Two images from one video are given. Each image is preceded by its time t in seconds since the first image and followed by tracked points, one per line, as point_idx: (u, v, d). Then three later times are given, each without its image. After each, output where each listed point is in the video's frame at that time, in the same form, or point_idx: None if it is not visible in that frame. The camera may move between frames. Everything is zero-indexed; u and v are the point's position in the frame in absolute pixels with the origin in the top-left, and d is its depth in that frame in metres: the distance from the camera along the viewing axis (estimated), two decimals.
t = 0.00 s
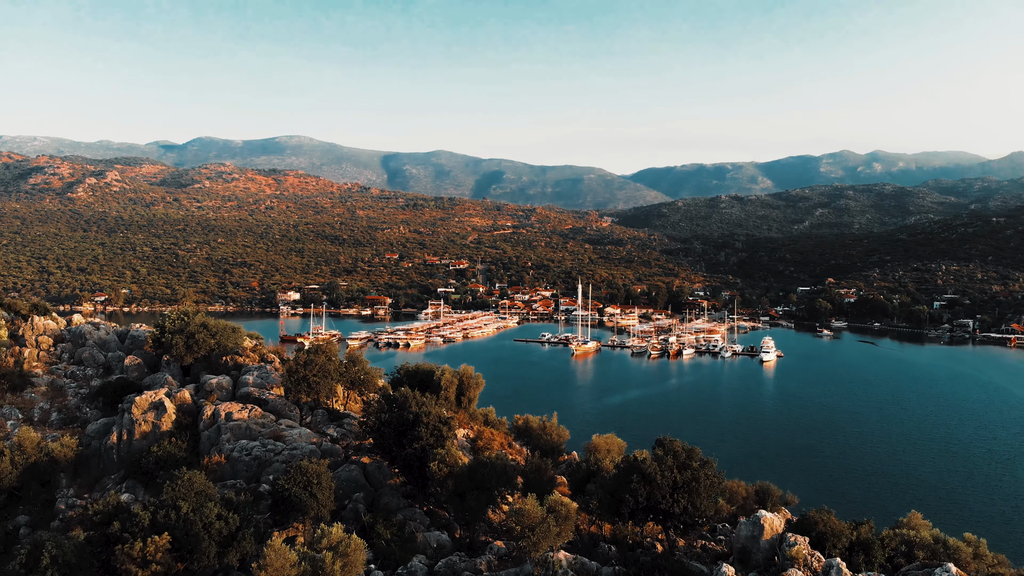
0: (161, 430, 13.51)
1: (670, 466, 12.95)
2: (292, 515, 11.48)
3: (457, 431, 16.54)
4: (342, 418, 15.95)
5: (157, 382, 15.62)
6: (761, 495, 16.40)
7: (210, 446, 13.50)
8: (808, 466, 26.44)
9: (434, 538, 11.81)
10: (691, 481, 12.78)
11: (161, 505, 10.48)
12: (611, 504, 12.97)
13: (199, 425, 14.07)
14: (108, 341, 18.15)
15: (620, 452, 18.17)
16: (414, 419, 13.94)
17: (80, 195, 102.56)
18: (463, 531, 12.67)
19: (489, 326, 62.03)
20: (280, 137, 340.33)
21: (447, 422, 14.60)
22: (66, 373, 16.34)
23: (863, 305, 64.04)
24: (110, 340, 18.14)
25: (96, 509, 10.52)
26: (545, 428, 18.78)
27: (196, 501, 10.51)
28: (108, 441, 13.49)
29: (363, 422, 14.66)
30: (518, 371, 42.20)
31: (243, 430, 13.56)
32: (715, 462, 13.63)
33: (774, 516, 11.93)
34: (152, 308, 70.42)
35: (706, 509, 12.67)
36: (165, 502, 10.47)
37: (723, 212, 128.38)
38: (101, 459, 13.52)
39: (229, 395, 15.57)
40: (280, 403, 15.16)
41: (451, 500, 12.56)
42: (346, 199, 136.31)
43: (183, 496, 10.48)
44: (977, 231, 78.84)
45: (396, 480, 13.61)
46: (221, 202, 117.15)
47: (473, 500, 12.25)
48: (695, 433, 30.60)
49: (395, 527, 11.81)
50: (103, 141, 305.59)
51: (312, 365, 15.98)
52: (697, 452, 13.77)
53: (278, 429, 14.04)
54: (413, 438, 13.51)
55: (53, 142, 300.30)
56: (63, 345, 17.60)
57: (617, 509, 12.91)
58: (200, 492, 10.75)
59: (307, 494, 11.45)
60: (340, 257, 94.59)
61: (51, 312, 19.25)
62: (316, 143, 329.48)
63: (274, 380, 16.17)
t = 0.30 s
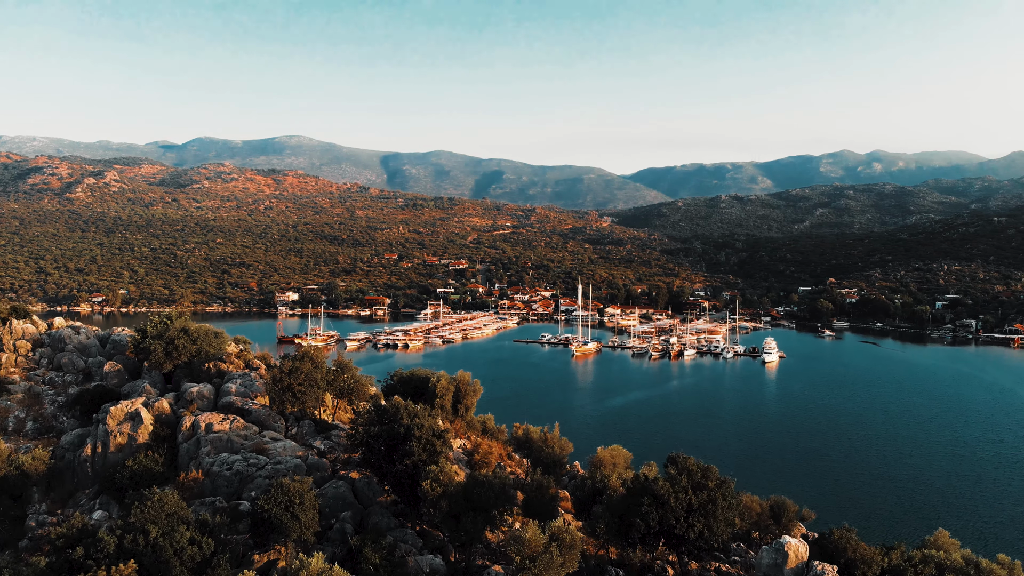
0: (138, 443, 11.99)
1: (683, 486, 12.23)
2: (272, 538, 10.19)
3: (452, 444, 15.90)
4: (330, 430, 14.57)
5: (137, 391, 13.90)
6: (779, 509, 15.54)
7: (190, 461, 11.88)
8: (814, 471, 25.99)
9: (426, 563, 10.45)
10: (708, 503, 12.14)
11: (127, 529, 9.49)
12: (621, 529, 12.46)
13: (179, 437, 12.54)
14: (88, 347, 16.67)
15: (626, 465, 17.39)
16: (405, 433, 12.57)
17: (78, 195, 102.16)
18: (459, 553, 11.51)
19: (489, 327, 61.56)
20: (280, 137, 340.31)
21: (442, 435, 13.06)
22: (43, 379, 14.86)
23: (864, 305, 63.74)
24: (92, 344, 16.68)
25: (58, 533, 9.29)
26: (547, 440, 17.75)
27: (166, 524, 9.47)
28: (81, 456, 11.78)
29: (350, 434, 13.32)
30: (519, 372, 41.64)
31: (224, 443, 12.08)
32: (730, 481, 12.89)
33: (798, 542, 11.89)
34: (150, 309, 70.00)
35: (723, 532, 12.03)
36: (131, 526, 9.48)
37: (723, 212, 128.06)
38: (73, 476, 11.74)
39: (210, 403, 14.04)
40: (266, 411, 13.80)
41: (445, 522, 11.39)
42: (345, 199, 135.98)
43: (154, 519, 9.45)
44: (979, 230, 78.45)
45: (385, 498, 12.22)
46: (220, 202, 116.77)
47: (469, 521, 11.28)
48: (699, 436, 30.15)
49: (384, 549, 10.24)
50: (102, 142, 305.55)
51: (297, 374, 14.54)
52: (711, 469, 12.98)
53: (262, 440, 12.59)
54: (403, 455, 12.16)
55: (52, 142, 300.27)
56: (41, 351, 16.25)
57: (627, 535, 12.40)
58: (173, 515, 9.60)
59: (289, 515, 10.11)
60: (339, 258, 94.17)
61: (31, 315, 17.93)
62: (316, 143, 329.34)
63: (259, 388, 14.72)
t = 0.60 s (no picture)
0: (115, 455, 11.48)
1: (700, 509, 11.58)
2: (252, 562, 9.56)
3: (449, 455, 15.31)
4: (319, 442, 13.81)
5: (115, 401, 13.41)
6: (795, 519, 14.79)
7: (168, 475, 11.33)
8: (818, 474, 25.67)
9: None
10: (726, 526, 11.47)
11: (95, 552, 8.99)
12: (631, 555, 11.62)
13: (157, 449, 11.96)
14: (70, 351, 16.14)
15: (632, 477, 16.56)
16: (398, 446, 11.92)
17: (77, 195, 101.85)
18: None
19: (489, 327, 61.31)
20: (280, 137, 339.94)
21: (437, 448, 12.42)
22: (20, 384, 14.26)
23: (866, 305, 63.65)
24: (74, 349, 16.16)
25: (21, 557, 8.89)
26: (550, 452, 16.66)
27: (137, 548, 8.97)
28: (56, 467, 11.34)
29: (341, 446, 12.65)
30: (518, 373, 41.41)
31: (205, 456, 11.51)
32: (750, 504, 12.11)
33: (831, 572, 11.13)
34: (148, 309, 69.74)
35: (741, 559, 11.23)
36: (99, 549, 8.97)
37: (723, 212, 127.65)
38: (48, 488, 11.33)
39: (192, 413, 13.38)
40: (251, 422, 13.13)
41: (440, 545, 10.69)
42: (345, 199, 135.60)
43: (125, 540, 8.99)
44: (980, 230, 78.10)
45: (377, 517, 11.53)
46: (219, 202, 116.40)
47: (466, 547, 10.49)
48: (702, 439, 29.76)
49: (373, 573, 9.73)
50: (102, 142, 305.21)
51: (282, 382, 13.77)
52: (730, 490, 12.48)
53: (246, 452, 11.98)
54: (395, 470, 11.52)
55: (52, 142, 299.87)
56: (21, 354, 15.54)
57: (638, 562, 11.54)
58: (146, 536, 9.12)
59: (271, 539, 9.53)
60: (339, 258, 93.86)
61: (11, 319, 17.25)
62: (316, 143, 328.90)
63: (242, 398, 13.96)
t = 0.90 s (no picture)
0: (89, 470, 11.01)
1: (721, 539, 10.83)
2: None
3: (447, 469, 14.76)
4: (307, 455, 13.04)
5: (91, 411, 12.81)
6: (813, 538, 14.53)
7: (144, 493, 10.83)
8: (823, 482, 25.53)
9: None
10: (749, 557, 10.62)
11: None
12: None
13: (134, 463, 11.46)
14: (49, 356, 15.23)
15: (640, 492, 15.60)
16: (390, 463, 11.42)
17: (76, 195, 101.54)
18: None
19: (489, 328, 60.99)
20: (280, 137, 339.58)
21: (433, 465, 11.80)
22: None
23: (868, 305, 63.27)
24: (53, 354, 15.25)
25: None
26: (553, 467, 15.96)
27: None
28: (29, 482, 10.98)
29: (329, 461, 11.85)
30: (517, 375, 41.07)
31: (184, 472, 10.99)
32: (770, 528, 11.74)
33: None
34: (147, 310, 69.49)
35: None
36: None
37: (724, 212, 127.27)
38: (22, 504, 11.02)
39: (172, 426, 12.63)
40: (234, 434, 12.38)
41: None
42: (344, 199, 135.26)
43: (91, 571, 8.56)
44: (982, 230, 77.78)
45: (367, 540, 10.98)
46: (219, 202, 116.07)
47: None
48: (705, 442, 29.47)
49: None
50: (101, 142, 304.78)
51: (267, 394, 12.96)
52: (752, 517, 11.89)
53: (228, 467, 11.40)
54: (386, 491, 11.00)
55: (51, 142, 299.49)
56: None
57: None
58: (114, 564, 8.85)
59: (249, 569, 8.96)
60: (338, 258, 93.55)
61: None
62: (316, 143, 328.52)
63: (224, 409, 13.24)
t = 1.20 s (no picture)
0: (60, 487, 10.22)
1: None
2: None
3: (444, 483, 14.01)
4: (293, 471, 12.23)
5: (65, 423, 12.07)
6: (835, 556, 13.73)
7: (119, 512, 10.01)
8: (830, 486, 25.25)
9: None
10: None
11: None
12: None
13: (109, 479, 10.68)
14: (28, 362, 14.70)
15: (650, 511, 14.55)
16: (381, 484, 10.38)
17: (75, 195, 101.19)
18: None
19: (489, 328, 60.60)
20: (280, 137, 339.21)
21: (427, 484, 10.79)
22: None
23: (870, 305, 62.87)
24: (33, 359, 14.71)
25: None
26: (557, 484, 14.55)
27: None
28: None
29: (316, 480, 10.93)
30: (518, 376, 40.67)
31: (162, 489, 10.18)
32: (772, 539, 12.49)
33: None
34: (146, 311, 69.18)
35: None
36: None
37: (724, 212, 126.85)
38: None
39: (149, 439, 11.90)
40: (214, 449, 11.61)
41: None
42: (344, 199, 134.91)
43: None
44: (984, 230, 77.47)
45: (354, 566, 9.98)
46: (218, 202, 115.71)
47: None
48: (707, 445, 29.09)
49: None
50: (101, 142, 304.43)
51: (250, 406, 12.15)
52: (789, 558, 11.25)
53: (208, 485, 10.61)
54: (375, 516, 9.99)
55: (51, 142, 299.23)
56: None
57: None
58: None
59: None
60: (338, 258, 93.19)
61: None
62: (316, 144, 328.22)
63: (205, 420, 12.69)
